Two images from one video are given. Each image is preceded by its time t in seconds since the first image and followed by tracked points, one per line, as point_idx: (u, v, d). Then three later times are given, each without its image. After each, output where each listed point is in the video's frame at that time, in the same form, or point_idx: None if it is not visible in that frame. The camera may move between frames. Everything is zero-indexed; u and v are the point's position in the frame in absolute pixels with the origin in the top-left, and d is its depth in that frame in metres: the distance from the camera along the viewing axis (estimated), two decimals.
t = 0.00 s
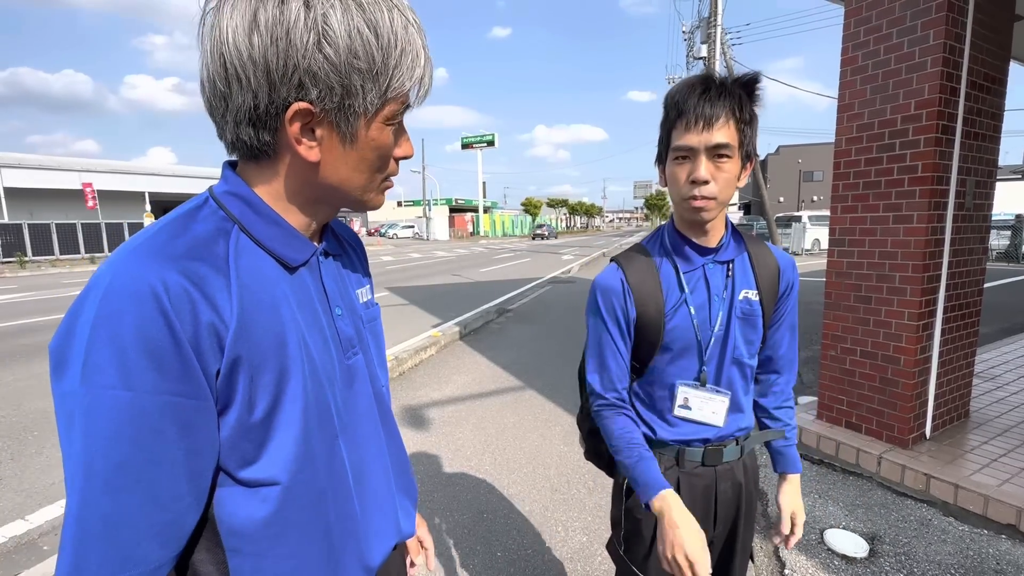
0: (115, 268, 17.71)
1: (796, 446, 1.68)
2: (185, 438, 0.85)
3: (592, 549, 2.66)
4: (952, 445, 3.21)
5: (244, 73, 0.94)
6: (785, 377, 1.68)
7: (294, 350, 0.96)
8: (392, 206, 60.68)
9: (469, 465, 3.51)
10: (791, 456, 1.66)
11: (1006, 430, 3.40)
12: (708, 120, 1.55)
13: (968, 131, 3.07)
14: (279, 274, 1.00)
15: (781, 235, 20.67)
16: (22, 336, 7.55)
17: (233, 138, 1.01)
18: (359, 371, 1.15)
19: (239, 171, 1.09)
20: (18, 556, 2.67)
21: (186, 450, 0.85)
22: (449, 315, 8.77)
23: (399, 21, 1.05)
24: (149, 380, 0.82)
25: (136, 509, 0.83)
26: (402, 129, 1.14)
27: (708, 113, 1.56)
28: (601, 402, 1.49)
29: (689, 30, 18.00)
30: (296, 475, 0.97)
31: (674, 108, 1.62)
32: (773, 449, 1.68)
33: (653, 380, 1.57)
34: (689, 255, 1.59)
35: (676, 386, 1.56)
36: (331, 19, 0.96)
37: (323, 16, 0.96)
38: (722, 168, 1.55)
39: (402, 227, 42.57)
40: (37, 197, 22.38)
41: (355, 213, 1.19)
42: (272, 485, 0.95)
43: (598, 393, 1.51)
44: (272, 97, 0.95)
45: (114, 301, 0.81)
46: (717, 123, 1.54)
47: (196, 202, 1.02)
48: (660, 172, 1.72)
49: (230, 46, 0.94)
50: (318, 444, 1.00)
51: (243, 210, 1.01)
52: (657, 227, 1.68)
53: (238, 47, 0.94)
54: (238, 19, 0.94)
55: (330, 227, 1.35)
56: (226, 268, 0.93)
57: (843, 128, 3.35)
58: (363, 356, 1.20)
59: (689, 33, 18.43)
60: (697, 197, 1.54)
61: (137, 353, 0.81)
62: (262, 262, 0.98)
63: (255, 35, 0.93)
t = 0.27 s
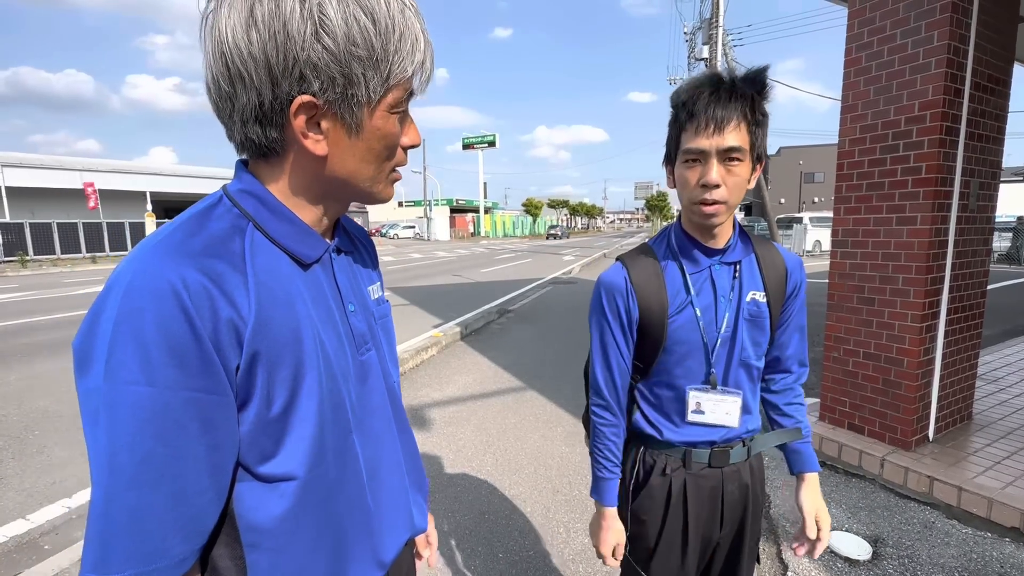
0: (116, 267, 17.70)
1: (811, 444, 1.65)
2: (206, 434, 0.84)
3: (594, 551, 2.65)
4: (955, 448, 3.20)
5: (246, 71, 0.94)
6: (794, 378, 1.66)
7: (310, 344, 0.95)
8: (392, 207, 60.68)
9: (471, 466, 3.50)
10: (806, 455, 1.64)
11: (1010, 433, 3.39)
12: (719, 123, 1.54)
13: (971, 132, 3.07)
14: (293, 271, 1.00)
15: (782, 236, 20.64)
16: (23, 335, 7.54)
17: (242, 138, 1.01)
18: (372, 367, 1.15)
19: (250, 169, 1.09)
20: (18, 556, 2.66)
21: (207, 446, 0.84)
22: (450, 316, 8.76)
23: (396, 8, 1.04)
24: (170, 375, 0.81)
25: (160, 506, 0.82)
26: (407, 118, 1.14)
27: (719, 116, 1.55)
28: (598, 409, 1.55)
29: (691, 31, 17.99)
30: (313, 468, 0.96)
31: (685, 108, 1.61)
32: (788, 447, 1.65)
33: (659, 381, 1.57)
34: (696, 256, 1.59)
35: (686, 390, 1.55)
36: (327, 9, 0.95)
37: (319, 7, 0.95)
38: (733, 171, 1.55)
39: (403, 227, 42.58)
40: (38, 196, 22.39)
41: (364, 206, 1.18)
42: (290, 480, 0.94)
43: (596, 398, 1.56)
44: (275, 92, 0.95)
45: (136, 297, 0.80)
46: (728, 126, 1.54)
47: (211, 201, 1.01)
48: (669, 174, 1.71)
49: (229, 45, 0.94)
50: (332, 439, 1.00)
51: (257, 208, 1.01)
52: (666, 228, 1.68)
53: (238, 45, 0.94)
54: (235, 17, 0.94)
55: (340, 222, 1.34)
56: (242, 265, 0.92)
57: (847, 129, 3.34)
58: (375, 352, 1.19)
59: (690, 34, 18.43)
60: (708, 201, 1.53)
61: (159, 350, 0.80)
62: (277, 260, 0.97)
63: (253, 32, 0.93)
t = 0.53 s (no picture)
0: (117, 268, 17.71)
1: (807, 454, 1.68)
2: (206, 434, 0.84)
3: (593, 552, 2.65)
4: (955, 450, 3.20)
5: (266, 78, 0.94)
6: (796, 387, 1.65)
7: (309, 346, 0.95)
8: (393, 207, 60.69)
9: (470, 467, 3.50)
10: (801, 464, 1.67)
11: (1010, 435, 3.39)
12: (713, 120, 1.55)
13: (971, 135, 3.07)
14: (292, 273, 1.00)
15: (783, 237, 20.63)
16: (23, 336, 7.54)
17: (251, 139, 1.01)
18: (372, 367, 1.15)
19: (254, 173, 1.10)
20: (19, 556, 2.66)
21: (208, 447, 0.85)
22: (450, 317, 8.76)
23: (420, 36, 1.06)
24: (171, 377, 0.82)
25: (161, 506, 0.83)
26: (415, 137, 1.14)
27: (713, 112, 1.56)
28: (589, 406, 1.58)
29: (692, 32, 18.01)
30: (312, 466, 0.96)
31: (680, 109, 1.62)
32: (784, 456, 1.69)
33: (652, 380, 1.58)
34: (692, 258, 1.59)
35: (677, 390, 1.56)
36: (352, 30, 0.96)
37: (344, 28, 0.96)
38: (728, 167, 1.55)
39: (404, 228, 42.57)
40: (39, 196, 22.40)
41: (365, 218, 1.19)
42: (289, 479, 0.94)
43: (588, 395, 1.58)
44: (291, 101, 0.95)
45: (137, 301, 0.81)
46: (722, 122, 1.54)
47: (211, 205, 1.02)
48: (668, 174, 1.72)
49: (253, 51, 0.94)
50: (331, 439, 1.00)
51: (257, 212, 1.01)
52: (665, 229, 1.69)
53: (262, 52, 0.94)
54: (263, 25, 0.94)
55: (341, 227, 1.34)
56: (242, 268, 0.92)
57: (847, 131, 3.35)
58: (375, 351, 1.20)
59: (691, 34, 18.43)
60: (702, 196, 1.54)
61: (159, 354, 0.81)
62: (277, 263, 0.98)
63: (278, 42, 0.93)
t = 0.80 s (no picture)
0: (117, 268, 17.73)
1: (809, 459, 1.64)
2: (213, 427, 0.86)
3: (592, 552, 2.66)
4: (953, 450, 3.21)
5: (270, 76, 0.96)
6: (795, 388, 1.65)
7: (313, 342, 0.97)
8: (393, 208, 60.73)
9: (470, 467, 3.51)
10: (802, 469, 1.63)
11: (1008, 436, 3.40)
12: (698, 120, 1.57)
13: (969, 136, 3.08)
14: (297, 271, 1.01)
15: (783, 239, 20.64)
16: (24, 336, 7.56)
17: (255, 139, 1.02)
18: (373, 364, 1.16)
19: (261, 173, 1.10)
20: (20, 555, 2.67)
21: (214, 439, 0.86)
22: (451, 318, 8.78)
23: (417, 34, 1.08)
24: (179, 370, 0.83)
25: (169, 496, 0.84)
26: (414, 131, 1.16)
27: (699, 113, 1.58)
28: (597, 405, 1.54)
29: (692, 34, 18.05)
30: (315, 459, 0.98)
31: (670, 113, 1.66)
32: (785, 460, 1.66)
33: (650, 377, 1.60)
34: (689, 257, 1.61)
35: (674, 387, 1.58)
36: (352, 28, 0.98)
37: (345, 25, 0.98)
38: (713, 166, 1.56)
39: (404, 229, 42.60)
40: (40, 197, 22.44)
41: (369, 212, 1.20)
42: (292, 472, 0.95)
43: (595, 393, 1.56)
44: (294, 98, 0.97)
45: (148, 296, 0.82)
46: (708, 123, 1.56)
47: (219, 204, 1.03)
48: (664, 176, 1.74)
49: (256, 50, 0.95)
50: (333, 434, 1.01)
51: (264, 211, 1.02)
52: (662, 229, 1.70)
53: (264, 51, 0.95)
54: (265, 26, 0.96)
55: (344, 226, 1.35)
56: (249, 266, 0.94)
57: (845, 132, 3.36)
58: (376, 348, 1.21)
59: (691, 36, 18.47)
60: (688, 195, 1.56)
61: (169, 347, 0.82)
62: (283, 261, 0.99)
63: (280, 41, 0.95)
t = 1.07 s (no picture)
0: (118, 270, 17.76)
1: (815, 457, 1.63)
2: (242, 421, 0.88)
3: (593, 552, 2.68)
4: (952, 450, 3.22)
5: (273, 90, 0.98)
6: (796, 388, 1.66)
7: (331, 340, 0.99)
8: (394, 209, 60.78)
9: (471, 467, 3.53)
10: (809, 468, 1.62)
11: (1006, 436, 3.42)
12: (695, 126, 1.60)
13: (967, 138, 3.10)
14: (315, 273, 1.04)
15: (783, 239, 20.67)
16: (26, 337, 7.58)
17: (269, 153, 1.04)
18: (382, 363, 1.19)
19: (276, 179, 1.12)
20: (24, 555, 2.69)
21: (242, 432, 0.88)
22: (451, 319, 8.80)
23: (405, 27, 1.09)
24: (211, 366, 0.85)
25: (202, 489, 0.85)
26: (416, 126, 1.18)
27: (695, 118, 1.61)
28: (609, 405, 1.55)
29: (692, 35, 18.09)
30: (332, 453, 1.00)
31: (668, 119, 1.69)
32: (793, 459, 1.64)
33: (654, 378, 1.61)
34: (689, 259, 1.62)
35: (677, 387, 1.59)
36: (343, 31, 1.00)
37: (335, 29, 0.99)
38: (711, 170, 1.58)
39: (405, 230, 42.65)
40: (41, 198, 22.47)
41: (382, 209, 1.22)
42: (312, 465, 0.97)
43: (605, 393, 1.57)
44: (300, 107, 0.99)
45: (180, 294, 0.84)
46: (704, 128, 1.59)
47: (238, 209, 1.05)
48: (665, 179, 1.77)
49: (256, 68, 0.98)
50: (348, 429, 1.04)
51: (282, 214, 1.04)
52: (661, 231, 1.72)
53: (265, 69, 0.98)
54: (261, 45, 0.98)
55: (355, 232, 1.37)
56: (272, 267, 0.96)
57: (844, 135, 3.38)
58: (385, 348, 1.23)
59: (691, 38, 18.50)
60: (686, 199, 1.59)
61: (202, 344, 0.84)
62: (303, 263, 1.01)
63: (277, 56, 0.97)
